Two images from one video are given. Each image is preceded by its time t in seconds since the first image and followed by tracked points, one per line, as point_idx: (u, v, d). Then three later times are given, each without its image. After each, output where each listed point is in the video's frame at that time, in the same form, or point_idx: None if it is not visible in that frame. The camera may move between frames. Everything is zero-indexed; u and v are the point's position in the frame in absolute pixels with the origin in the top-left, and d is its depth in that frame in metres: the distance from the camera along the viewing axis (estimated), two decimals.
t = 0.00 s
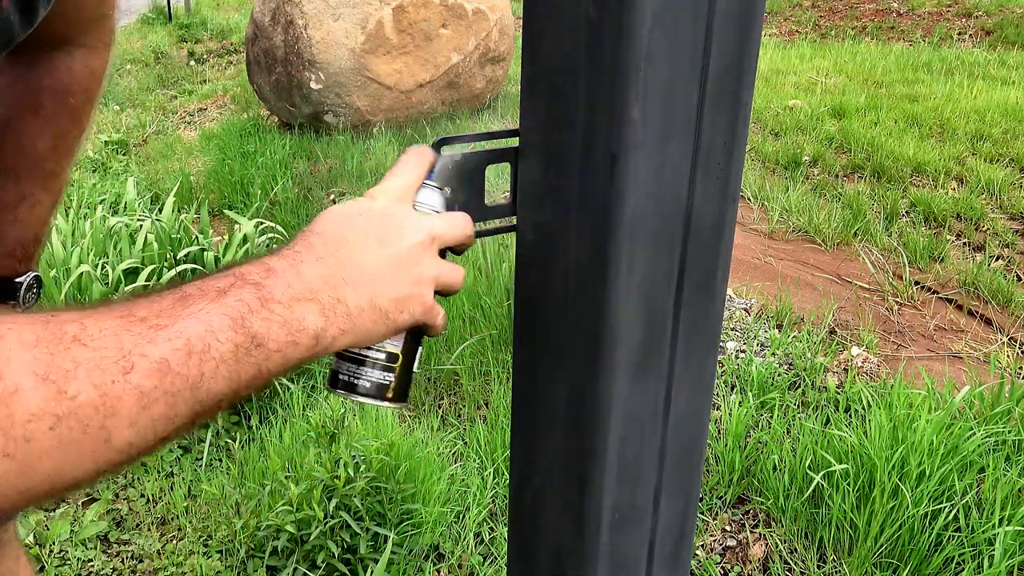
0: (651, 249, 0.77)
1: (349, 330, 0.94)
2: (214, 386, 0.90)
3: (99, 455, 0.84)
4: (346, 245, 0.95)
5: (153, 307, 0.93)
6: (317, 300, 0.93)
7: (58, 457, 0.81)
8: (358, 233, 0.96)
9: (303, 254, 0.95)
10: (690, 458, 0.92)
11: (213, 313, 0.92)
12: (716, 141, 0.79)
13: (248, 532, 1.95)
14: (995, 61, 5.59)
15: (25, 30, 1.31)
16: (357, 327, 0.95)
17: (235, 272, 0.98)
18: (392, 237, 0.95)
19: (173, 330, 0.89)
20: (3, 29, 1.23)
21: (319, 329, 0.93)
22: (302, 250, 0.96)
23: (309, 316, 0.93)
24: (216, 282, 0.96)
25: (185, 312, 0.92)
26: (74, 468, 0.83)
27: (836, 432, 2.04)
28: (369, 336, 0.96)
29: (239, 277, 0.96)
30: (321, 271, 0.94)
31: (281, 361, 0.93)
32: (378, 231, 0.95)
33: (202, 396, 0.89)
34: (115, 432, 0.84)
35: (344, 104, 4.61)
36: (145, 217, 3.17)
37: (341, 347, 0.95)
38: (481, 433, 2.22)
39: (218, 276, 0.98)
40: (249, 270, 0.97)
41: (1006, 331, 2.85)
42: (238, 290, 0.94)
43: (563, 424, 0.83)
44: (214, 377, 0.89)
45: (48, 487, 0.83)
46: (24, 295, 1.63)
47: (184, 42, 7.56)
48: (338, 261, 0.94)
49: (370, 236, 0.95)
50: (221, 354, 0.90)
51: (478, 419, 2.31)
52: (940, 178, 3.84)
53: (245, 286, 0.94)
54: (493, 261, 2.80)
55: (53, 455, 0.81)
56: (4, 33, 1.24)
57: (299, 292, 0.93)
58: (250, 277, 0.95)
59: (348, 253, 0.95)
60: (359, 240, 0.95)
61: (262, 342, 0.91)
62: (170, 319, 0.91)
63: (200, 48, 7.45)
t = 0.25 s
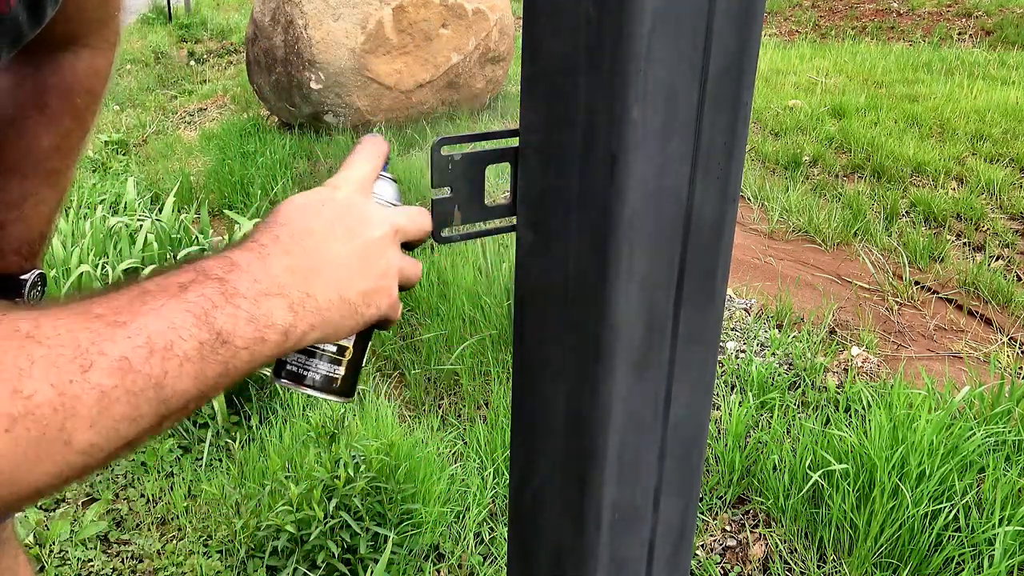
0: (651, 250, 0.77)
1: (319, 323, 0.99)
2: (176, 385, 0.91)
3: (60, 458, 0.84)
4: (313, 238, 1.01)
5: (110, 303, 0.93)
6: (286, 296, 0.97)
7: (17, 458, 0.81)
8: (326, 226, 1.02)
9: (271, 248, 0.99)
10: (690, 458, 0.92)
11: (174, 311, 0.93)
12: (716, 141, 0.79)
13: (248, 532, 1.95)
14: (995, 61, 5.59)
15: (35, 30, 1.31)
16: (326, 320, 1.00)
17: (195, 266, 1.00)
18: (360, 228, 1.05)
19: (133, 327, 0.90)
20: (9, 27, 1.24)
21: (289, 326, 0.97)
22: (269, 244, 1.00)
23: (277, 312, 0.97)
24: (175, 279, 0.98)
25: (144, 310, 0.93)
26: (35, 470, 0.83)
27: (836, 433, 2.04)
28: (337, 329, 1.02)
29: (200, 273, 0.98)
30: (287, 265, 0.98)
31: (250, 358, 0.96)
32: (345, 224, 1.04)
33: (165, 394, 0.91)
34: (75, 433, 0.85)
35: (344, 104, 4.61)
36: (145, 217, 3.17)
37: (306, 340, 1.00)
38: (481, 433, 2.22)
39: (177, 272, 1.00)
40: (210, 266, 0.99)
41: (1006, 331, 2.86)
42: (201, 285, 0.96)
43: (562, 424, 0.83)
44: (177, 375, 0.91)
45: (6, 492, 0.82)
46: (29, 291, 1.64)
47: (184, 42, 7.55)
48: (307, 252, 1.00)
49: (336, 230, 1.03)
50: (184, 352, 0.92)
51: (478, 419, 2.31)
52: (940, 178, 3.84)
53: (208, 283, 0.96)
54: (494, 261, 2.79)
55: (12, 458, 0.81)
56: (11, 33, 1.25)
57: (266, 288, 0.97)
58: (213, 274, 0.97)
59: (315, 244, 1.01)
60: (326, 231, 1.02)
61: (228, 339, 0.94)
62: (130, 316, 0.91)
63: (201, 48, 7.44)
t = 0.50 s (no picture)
0: (651, 250, 0.77)
1: (365, 351, 0.97)
2: (226, 404, 0.89)
3: (105, 463, 0.83)
4: (380, 268, 0.96)
5: (176, 321, 0.92)
6: (342, 327, 0.94)
7: (68, 464, 0.81)
8: (395, 259, 0.97)
9: (339, 272, 0.95)
10: (690, 458, 0.92)
11: (235, 334, 0.90)
12: (715, 142, 0.79)
13: (248, 532, 1.95)
14: (995, 61, 5.58)
15: (35, 32, 1.33)
16: (370, 350, 0.97)
17: (264, 284, 0.97)
18: (427, 273, 0.99)
19: (193, 348, 0.88)
20: (10, 31, 1.24)
21: (337, 356, 0.94)
22: (338, 267, 0.95)
23: (330, 342, 0.93)
24: (243, 301, 0.94)
25: (206, 330, 0.90)
26: (79, 472, 0.82)
27: (836, 433, 2.04)
28: (378, 355, 1.00)
29: (268, 295, 0.94)
30: (350, 296, 0.94)
31: (294, 383, 0.93)
32: (413, 260, 0.98)
33: (213, 412, 0.88)
34: (124, 442, 0.83)
35: (344, 104, 4.61)
36: (145, 217, 3.17)
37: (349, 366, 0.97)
38: (481, 433, 2.22)
39: (246, 290, 0.96)
40: (277, 287, 0.95)
41: (1006, 331, 2.85)
42: (266, 311, 0.93)
43: (563, 424, 0.83)
44: (228, 396, 0.89)
45: (51, 490, 0.82)
46: (30, 295, 1.65)
47: (184, 42, 7.56)
48: (372, 283, 0.96)
49: (405, 269, 0.97)
50: (237, 375, 0.89)
51: (478, 419, 2.31)
52: (940, 178, 3.84)
53: (270, 307, 0.93)
54: (494, 261, 2.79)
55: (62, 461, 0.80)
56: (13, 36, 1.26)
57: (325, 317, 0.93)
58: (280, 298, 0.94)
59: (381, 280, 0.96)
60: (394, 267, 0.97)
61: (279, 367, 0.91)
62: (191, 336, 0.89)
63: (201, 48, 7.45)
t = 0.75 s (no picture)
0: (650, 250, 0.77)
1: (331, 356, 0.99)
2: (191, 397, 0.92)
3: (67, 456, 0.85)
4: (362, 282, 0.98)
5: (143, 319, 0.93)
6: (310, 330, 0.96)
7: (31, 457, 0.83)
8: (381, 279, 0.99)
9: (314, 277, 0.97)
10: (690, 458, 0.92)
11: (202, 333, 0.92)
12: (715, 142, 0.79)
13: (248, 532, 1.95)
14: (995, 61, 5.58)
15: (40, 35, 1.34)
16: (338, 358, 0.99)
17: (232, 282, 0.98)
18: (409, 298, 1.00)
19: (159, 346, 0.90)
20: (14, 33, 1.25)
21: (301, 356, 0.96)
22: (315, 272, 0.97)
23: (296, 344, 0.95)
24: (211, 299, 0.96)
25: (173, 327, 0.92)
26: (43, 463, 0.84)
27: (836, 433, 2.04)
28: (343, 367, 1.01)
29: (236, 294, 0.96)
30: (321, 299, 0.96)
31: (258, 380, 0.96)
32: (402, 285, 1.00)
33: (177, 407, 0.91)
34: (85, 436, 0.86)
35: (344, 105, 4.59)
36: (145, 217, 3.17)
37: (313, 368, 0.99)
38: (481, 433, 2.22)
39: (215, 289, 0.98)
40: (246, 286, 0.97)
41: (1006, 331, 2.85)
42: (233, 309, 0.94)
43: (563, 425, 0.83)
44: (192, 391, 0.91)
45: (16, 480, 0.84)
46: (30, 292, 1.67)
47: (184, 42, 7.55)
48: (350, 295, 0.97)
49: (387, 288, 0.99)
50: (201, 373, 0.91)
51: (478, 419, 2.31)
52: (940, 178, 3.84)
53: (238, 305, 0.95)
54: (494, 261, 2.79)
55: (25, 454, 0.83)
56: (18, 38, 1.28)
57: (294, 319, 0.95)
58: (247, 297, 0.95)
59: (356, 290, 0.98)
60: (375, 282, 0.99)
61: (244, 364, 0.94)
62: (157, 332, 0.91)
63: (200, 48, 7.44)
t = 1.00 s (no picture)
0: (650, 249, 0.77)
1: (311, 288, 1.00)
2: (172, 348, 0.95)
3: (54, 412, 0.89)
4: (328, 206, 0.97)
5: (114, 276, 0.94)
6: (287, 272, 0.96)
7: (17, 418, 0.86)
8: (346, 197, 0.97)
9: (283, 217, 0.95)
10: (690, 457, 0.93)
11: (175, 287, 0.93)
12: (715, 142, 0.79)
13: (248, 532, 1.95)
14: (995, 61, 5.58)
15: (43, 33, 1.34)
16: (318, 286, 1.00)
17: (201, 229, 0.97)
18: (379, 210, 0.99)
19: (133, 303, 0.91)
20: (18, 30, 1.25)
21: (282, 298, 0.98)
22: (283, 211, 0.95)
23: (275, 287, 0.96)
24: (182, 252, 0.96)
25: (146, 281, 0.93)
26: (32, 421, 0.88)
27: (836, 433, 2.04)
28: (324, 289, 1.03)
29: (206, 245, 0.95)
30: (295, 241, 0.95)
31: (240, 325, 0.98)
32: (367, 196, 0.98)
33: (158, 358, 0.94)
34: (70, 393, 0.89)
35: (343, 104, 4.65)
36: (145, 217, 3.17)
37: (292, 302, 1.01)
38: (481, 433, 2.22)
39: (185, 239, 0.98)
40: (216, 233, 0.96)
41: (1006, 331, 2.85)
42: (205, 261, 0.94)
43: (562, 423, 0.83)
44: (172, 343, 0.94)
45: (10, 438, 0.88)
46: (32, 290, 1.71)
47: (184, 42, 7.55)
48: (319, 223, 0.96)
49: (355, 208, 0.98)
50: (179, 324, 0.94)
51: (478, 419, 2.31)
52: (940, 178, 3.84)
53: (211, 256, 0.94)
54: (494, 260, 2.79)
55: (11, 416, 0.86)
56: (21, 36, 1.28)
57: (270, 265, 0.95)
58: (218, 247, 0.95)
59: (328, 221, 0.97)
60: (344, 208, 0.97)
61: (223, 313, 0.95)
62: (130, 288, 0.92)
63: (200, 48, 7.44)
